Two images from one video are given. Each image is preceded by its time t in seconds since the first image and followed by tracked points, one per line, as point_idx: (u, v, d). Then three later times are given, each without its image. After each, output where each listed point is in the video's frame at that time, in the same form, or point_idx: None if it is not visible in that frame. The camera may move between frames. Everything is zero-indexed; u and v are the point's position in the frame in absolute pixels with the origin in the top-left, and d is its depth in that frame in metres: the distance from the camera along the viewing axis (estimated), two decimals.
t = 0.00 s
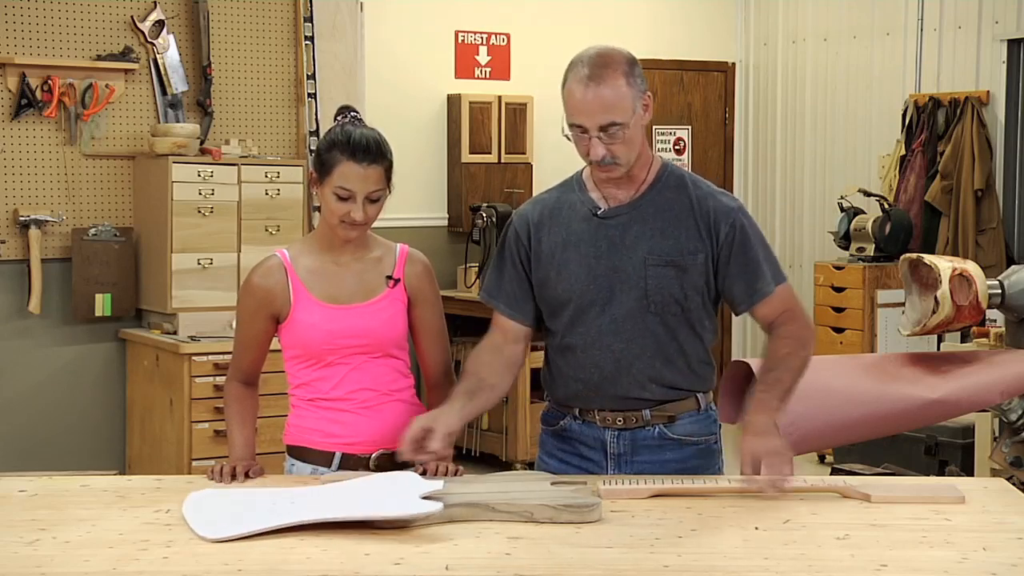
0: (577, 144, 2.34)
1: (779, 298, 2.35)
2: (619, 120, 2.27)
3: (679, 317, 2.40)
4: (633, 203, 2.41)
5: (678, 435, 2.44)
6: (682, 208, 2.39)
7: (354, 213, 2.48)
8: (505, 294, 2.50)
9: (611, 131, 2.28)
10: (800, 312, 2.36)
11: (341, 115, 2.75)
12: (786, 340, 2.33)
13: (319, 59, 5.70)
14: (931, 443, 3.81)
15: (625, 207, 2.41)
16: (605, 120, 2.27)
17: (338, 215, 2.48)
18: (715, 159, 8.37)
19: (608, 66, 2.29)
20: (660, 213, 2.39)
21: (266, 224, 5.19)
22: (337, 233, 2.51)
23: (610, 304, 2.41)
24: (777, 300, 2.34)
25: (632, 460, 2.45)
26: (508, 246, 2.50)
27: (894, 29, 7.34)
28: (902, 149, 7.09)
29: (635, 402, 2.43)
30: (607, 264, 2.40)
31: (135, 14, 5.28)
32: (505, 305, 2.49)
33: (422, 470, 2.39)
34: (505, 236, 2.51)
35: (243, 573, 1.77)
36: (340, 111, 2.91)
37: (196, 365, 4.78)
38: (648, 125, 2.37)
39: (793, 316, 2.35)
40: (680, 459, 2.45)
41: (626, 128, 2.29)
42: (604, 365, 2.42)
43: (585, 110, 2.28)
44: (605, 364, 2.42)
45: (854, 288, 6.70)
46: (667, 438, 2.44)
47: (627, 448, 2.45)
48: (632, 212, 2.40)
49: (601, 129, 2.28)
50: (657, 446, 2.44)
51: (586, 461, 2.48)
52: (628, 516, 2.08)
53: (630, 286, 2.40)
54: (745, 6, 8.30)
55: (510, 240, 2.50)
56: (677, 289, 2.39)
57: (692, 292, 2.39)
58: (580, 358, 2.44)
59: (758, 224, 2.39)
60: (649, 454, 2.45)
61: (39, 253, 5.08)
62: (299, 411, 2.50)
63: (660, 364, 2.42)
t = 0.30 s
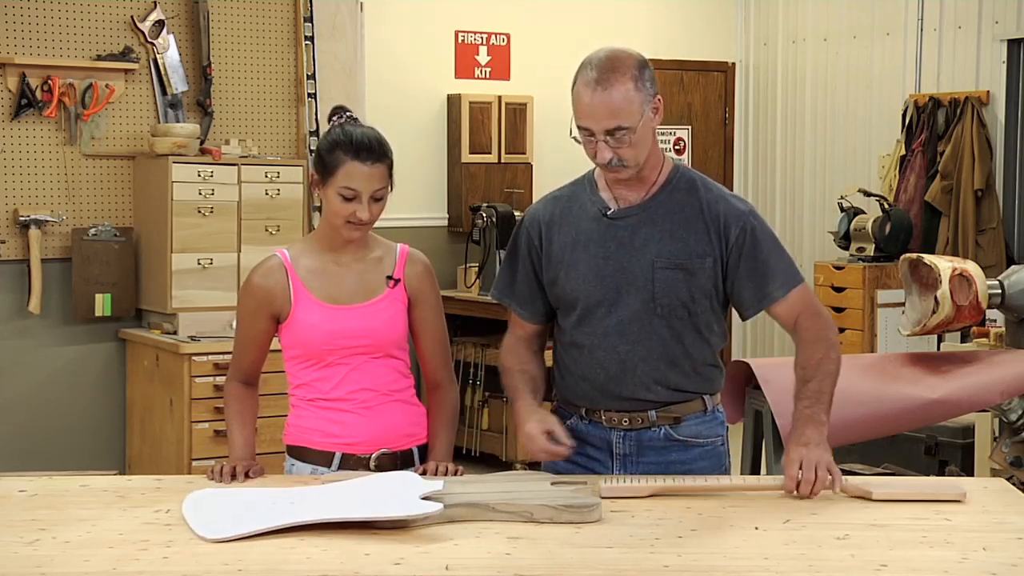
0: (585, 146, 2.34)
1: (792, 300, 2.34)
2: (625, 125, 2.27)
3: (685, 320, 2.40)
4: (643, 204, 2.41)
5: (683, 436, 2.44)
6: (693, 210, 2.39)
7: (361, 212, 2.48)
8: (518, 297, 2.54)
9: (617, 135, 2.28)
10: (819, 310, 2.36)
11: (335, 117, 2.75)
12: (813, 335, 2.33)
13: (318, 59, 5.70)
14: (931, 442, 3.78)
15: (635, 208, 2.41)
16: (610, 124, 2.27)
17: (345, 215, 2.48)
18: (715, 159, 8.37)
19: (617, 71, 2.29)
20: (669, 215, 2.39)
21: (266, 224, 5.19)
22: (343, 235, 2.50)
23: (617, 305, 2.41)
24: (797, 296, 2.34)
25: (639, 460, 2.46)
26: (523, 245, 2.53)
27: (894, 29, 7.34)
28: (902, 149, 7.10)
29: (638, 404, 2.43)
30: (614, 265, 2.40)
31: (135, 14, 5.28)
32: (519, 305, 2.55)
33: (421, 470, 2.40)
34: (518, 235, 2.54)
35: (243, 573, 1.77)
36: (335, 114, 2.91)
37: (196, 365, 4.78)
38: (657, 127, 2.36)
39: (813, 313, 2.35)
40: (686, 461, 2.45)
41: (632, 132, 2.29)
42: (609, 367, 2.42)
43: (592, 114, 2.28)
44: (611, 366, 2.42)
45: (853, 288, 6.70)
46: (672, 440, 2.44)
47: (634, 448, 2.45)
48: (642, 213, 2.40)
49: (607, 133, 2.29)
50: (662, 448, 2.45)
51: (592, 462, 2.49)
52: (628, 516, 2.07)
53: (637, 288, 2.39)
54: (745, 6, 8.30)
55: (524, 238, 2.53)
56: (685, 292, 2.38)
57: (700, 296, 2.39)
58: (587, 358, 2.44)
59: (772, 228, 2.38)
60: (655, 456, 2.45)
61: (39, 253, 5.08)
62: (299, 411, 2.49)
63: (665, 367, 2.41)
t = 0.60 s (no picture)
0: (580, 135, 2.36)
1: (798, 300, 2.35)
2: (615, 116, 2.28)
3: (686, 322, 2.40)
4: (647, 203, 2.41)
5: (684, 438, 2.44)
6: (697, 211, 2.38)
7: (374, 209, 2.50)
8: (525, 296, 2.56)
9: (608, 126, 2.29)
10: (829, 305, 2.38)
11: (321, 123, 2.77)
12: (821, 328, 2.34)
13: (319, 59, 5.70)
14: (931, 443, 3.78)
15: (639, 207, 2.40)
16: (602, 112, 2.28)
17: (358, 214, 2.49)
18: (715, 159, 8.37)
19: (619, 65, 2.32)
20: (673, 216, 2.39)
21: (266, 224, 5.19)
22: (353, 233, 2.51)
23: (618, 305, 2.41)
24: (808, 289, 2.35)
25: (638, 461, 2.45)
26: (529, 244, 2.55)
27: (894, 29, 7.35)
28: (902, 149, 7.10)
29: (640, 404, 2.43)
30: (615, 265, 2.40)
31: (135, 14, 5.28)
32: (525, 303, 2.56)
33: (421, 470, 2.40)
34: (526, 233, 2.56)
35: (243, 573, 1.77)
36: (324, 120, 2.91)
37: (196, 365, 4.78)
38: (659, 127, 2.36)
39: (822, 306, 2.36)
40: (685, 463, 2.45)
41: (625, 125, 2.29)
42: (610, 367, 2.43)
43: (586, 102, 2.30)
44: (612, 365, 2.43)
45: (853, 288, 6.70)
46: (672, 441, 2.43)
47: (634, 450, 2.44)
48: (646, 213, 2.40)
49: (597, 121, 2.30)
50: (662, 449, 2.44)
51: (593, 462, 2.48)
52: (628, 516, 2.07)
53: (638, 288, 2.40)
54: (745, 6, 8.30)
55: (531, 237, 2.54)
56: (685, 293, 2.38)
57: (701, 296, 2.39)
58: (588, 357, 2.45)
59: (777, 230, 2.38)
60: (654, 456, 2.44)
61: (39, 253, 5.08)
62: (299, 411, 2.49)
63: (666, 368, 2.42)
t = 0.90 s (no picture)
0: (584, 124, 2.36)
1: (783, 309, 2.32)
2: (618, 104, 2.29)
3: (686, 320, 2.40)
4: (649, 201, 2.42)
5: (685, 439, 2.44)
6: (698, 210, 2.38)
7: (375, 205, 2.51)
8: (528, 292, 2.58)
9: (610, 113, 2.29)
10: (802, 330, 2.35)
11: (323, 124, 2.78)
12: (776, 347, 2.32)
13: (319, 59, 5.70)
14: (931, 443, 3.78)
15: (642, 205, 2.41)
16: (604, 100, 2.29)
17: (359, 211, 2.49)
18: (715, 159, 8.37)
19: (625, 55, 2.33)
20: (674, 214, 2.39)
21: (266, 224, 5.19)
22: (354, 232, 2.51)
23: (618, 301, 2.42)
24: (779, 310, 2.32)
25: (639, 461, 2.46)
26: (533, 241, 2.56)
27: (894, 29, 7.35)
28: (902, 149, 7.10)
29: (640, 403, 2.43)
30: (617, 261, 2.41)
31: (135, 14, 5.28)
32: (530, 300, 2.58)
33: (421, 470, 2.40)
34: (530, 230, 2.58)
35: (243, 573, 1.77)
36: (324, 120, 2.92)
37: (196, 365, 4.78)
38: (664, 121, 2.37)
39: (791, 330, 2.33)
40: (686, 463, 2.44)
41: (628, 113, 2.29)
42: (611, 363, 2.43)
43: (590, 89, 2.31)
44: (612, 361, 2.43)
45: (854, 288, 6.70)
46: (673, 442, 2.44)
47: (635, 449, 2.45)
48: (648, 211, 2.41)
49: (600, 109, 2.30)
50: (663, 449, 2.44)
51: (593, 461, 2.48)
52: (628, 516, 2.07)
53: (639, 285, 2.40)
54: (745, 6, 8.30)
55: (535, 234, 2.56)
56: (685, 291, 2.38)
57: (700, 295, 2.38)
58: (589, 354, 2.45)
59: (775, 233, 2.36)
60: (655, 457, 2.45)
61: (39, 253, 5.08)
62: (300, 410, 2.49)
63: (666, 365, 2.41)
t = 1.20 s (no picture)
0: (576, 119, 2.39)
1: (769, 314, 2.33)
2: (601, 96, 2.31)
3: (684, 320, 2.39)
4: (647, 200, 2.41)
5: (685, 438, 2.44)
6: (694, 210, 2.38)
7: (376, 207, 2.49)
8: (530, 291, 2.58)
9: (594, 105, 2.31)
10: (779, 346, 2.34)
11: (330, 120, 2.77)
12: (742, 356, 2.31)
13: (318, 59, 5.70)
14: (931, 443, 3.78)
15: (639, 205, 2.41)
16: (587, 92, 2.32)
17: (359, 212, 2.48)
18: (715, 159, 8.36)
19: (612, 49, 2.34)
20: (671, 214, 2.39)
21: (266, 224, 5.19)
22: (355, 232, 2.51)
23: (615, 300, 2.42)
24: (756, 318, 2.33)
25: (638, 461, 2.45)
26: (535, 241, 2.57)
27: (894, 29, 7.35)
28: (902, 149, 7.10)
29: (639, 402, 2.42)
30: (615, 261, 2.41)
31: (135, 14, 5.28)
32: (532, 300, 2.59)
33: (421, 470, 2.40)
34: (532, 230, 2.58)
35: (243, 573, 1.77)
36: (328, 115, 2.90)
37: (196, 365, 4.78)
38: (657, 116, 2.36)
39: (762, 342, 2.33)
40: (685, 463, 2.44)
41: (611, 105, 2.31)
42: (610, 362, 2.44)
43: (579, 82, 2.34)
44: (611, 360, 2.43)
45: (854, 288, 6.70)
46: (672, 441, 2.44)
47: (634, 449, 2.45)
48: (645, 211, 2.40)
49: (585, 102, 2.32)
50: (662, 449, 2.44)
51: (593, 460, 2.48)
52: (628, 516, 2.07)
53: (636, 285, 2.40)
54: (745, 6, 8.30)
55: (538, 234, 2.56)
56: (681, 291, 2.37)
57: (696, 294, 2.37)
58: (588, 353, 2.46)
59: (770, 233, 2.34)
60: (654, 457, 2.44)
61: (39, 253, 5.08)
62: (300, 409, 2.49)
63: (665, 363, 2.42)
